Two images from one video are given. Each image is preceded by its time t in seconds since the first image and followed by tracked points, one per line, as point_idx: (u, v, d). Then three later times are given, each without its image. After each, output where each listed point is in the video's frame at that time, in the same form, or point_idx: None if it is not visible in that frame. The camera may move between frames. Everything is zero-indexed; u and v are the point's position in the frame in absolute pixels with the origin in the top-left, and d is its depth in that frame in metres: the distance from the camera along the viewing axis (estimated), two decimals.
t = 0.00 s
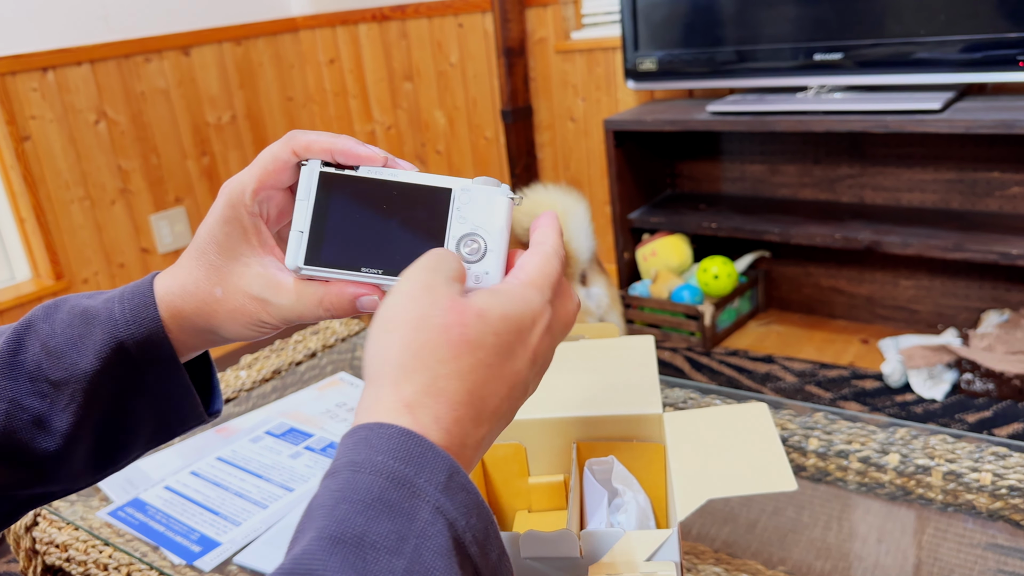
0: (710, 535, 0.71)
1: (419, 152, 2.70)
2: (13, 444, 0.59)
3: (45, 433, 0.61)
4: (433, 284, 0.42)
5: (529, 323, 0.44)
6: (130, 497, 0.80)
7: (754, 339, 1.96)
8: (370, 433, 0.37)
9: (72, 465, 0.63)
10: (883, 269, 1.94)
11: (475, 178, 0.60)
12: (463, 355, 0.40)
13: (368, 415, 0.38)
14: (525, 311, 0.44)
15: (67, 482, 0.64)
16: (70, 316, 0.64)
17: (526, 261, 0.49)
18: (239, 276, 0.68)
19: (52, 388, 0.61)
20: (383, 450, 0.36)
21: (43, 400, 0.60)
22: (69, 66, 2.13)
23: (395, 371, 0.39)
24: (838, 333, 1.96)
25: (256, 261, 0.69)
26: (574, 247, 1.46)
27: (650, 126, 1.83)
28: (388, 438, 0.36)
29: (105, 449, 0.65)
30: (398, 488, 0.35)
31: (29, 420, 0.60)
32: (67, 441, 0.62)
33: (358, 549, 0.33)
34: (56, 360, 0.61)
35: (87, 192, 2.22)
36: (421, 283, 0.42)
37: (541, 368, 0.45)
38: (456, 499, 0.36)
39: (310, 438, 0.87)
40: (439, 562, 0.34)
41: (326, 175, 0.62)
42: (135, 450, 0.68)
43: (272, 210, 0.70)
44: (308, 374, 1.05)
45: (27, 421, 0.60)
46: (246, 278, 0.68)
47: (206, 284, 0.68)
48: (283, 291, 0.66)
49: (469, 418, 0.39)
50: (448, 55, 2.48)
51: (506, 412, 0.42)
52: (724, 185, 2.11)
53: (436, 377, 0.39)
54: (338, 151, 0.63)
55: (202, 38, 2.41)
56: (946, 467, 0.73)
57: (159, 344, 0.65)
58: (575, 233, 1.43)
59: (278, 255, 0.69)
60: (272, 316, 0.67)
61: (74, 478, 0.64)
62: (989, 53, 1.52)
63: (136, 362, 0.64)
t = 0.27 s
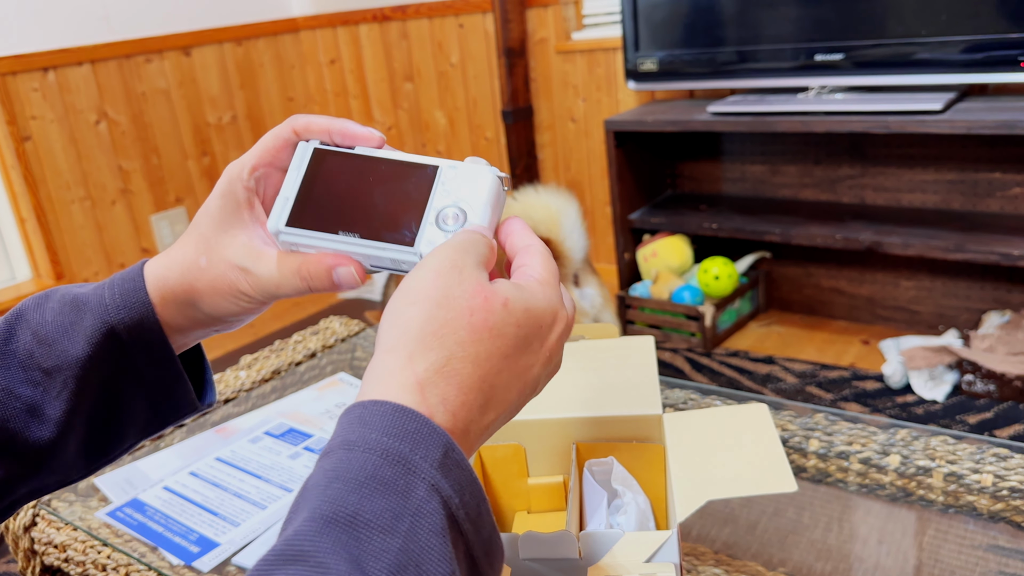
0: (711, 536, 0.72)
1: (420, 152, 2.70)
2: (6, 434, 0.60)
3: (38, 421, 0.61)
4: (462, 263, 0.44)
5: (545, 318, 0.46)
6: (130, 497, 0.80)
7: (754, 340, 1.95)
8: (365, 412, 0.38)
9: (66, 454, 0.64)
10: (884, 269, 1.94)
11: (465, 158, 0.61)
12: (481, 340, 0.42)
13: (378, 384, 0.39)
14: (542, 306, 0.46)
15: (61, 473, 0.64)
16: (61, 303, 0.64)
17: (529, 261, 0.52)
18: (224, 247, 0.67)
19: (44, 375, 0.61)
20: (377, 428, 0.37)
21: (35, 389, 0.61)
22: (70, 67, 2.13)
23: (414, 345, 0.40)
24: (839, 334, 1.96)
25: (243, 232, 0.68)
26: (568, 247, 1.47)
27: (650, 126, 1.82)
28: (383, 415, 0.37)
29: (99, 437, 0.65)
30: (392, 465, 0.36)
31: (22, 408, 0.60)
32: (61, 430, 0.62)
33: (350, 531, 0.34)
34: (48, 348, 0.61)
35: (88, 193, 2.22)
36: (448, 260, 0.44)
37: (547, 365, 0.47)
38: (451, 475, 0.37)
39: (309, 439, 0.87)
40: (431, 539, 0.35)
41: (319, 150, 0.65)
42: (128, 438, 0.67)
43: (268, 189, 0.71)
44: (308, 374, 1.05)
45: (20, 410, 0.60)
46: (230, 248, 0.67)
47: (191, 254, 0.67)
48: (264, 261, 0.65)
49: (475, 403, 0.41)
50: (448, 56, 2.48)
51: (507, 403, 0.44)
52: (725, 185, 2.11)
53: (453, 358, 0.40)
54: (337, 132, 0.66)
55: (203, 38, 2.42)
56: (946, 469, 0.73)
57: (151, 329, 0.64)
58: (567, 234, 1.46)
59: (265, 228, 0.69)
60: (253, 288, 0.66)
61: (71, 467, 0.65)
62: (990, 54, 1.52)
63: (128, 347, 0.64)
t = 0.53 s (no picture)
0: (712, 536, 0.72)
1: (421, 153, 2.70)
2: (5, 430, 0.61)
3: (37, 417, 0.62)
4: (466, 276, 0.44)
5: (546, 336, 0.46)
6: (129, 497, 0.80)
7: (755, 340, 1.95)
8: (362, 422, 0.38)
9: (66, 451, 0.65)
10: (885, 270, 1.94)
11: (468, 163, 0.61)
12: (480, 357, 0.42)
13: (377, 395, 0.39)
14: (544, 324, 0.46)
15: (61, 470, 0.65)
16: (58, 300, 0.66)
17: (531, 268, 0.52)
18: (219, 232, 0.67)
19: (41, 371, 0.63)
20: (375, 440, 0.37)
21: (33, 384, 0.62)
22: (72, 66, 2.13)
23: (415, 357, 0.40)
24: (840, 335, 1.96)
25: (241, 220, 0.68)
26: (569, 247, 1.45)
27: (651, 127, 1.82)
28: (381, 426, 0.37)
29: (98, 434, 0.67)
30: (390, 478, 0.36)
31: (20, 404, 0.62)
32: (60, 425, 0.63)
33: (348, 543, 0.34)
34: (45, 343, 0.63)
35: (89, 193, 2.23)
36: (451, 273, 0.44)
37: (540, 382, 0.47)
38: (449, 489, 0.37)
39: (309, 439, 0.87)
40: (430, 553, 0.35)
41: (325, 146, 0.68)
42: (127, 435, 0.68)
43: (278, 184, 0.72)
44: (308, 374, 1.05)
45: (18, 406, 0.61)
46: (223, 233, 0.67)
47: (189, 241, 0.68)
48: (254, 245, 0.64)
49: (470, 418, 0.41)
50: (449, 56, 2.48)
51: (500, 417, 0.44)
52: (726, 186, 2.11)
53: (452, 374, 0.41)
54: (345, 134, 0.69)
55: (204, 38, 2.42)
56: (947, 469, 0.72)
57: (146, 322, 0.66)
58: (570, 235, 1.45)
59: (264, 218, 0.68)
60: (240, 271, 0.65)
61: (70, 466, 0.66)
62: (992, 54, 1.52)
63: (124, 341, 0.66)
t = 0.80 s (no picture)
0: (712, 536, 0.71)
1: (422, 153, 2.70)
2: (18, 412, 0.61)
3: (49, 398, 0.63)
4: (491, 280, 0.44)
5: (563, 346, 0.46)
6: (130, 496, 0.80)
7: (756, 341, 1.95)
8: (385, 428, 0.37)
9: (77, 430, 0.66)
10: (885, 271, 1.94)
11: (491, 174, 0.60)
12: (505, 365, 0.42)
13: (406, 401, 0.39)
14: (561, 334, 0.46)
15: (72, 449, 0.66)
16: (68, 282, 0.65)
17: (552, 282, 0.51)
18: (235, 203, 0.66)
19: (53, 352, 0.63)
20: (397, 447, 0.36)
21: (44, 366, 0.63)
22: (73, 66, 2.14)
23: (443, 364, 0.40)
24: (841, 335, 1.96)
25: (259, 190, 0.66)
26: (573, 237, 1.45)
27: (652, 127, 1.82)
28: (405, 433, 0.37)
29: (109, 414, 0.68)
30: (411, 485, 0.36)
31: (32, 385, 0.62)
32: (71, 406, 0.64)
33: (368, 550, 0.34)
34: (57, 325, 0.63)
35: (90, 192, 2.23)
36: (475, 276, 0.44)
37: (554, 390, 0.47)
38: (470, 498, 0.37)
39: (310, 438, 0.87)
40: (450, 563, 0.35)
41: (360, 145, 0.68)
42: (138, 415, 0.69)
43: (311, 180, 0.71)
44: (308, 374, 1.05)
45: (30, 387, 0.62)
46: (239, 202, 0.66)
47: (208, 213, 0.68)
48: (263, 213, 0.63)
49: (495, 427, 0.41)
50: (450, 57, 2.48)
51: (519, 425, 0.44)
52: (727, 186, 2.11)
53: (480, 383, 0.40)
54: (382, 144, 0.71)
55: (206, 38, 2.42)
56: (948, 470, 0.72)
57: (157, 303, 0.66)
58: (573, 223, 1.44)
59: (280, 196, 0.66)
60: (245, 241, 0.64)
61: (81, 446, 0.67)
62: (993, 54, 1.51)
63: (135, 322, 0.66)
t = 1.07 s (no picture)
0: (713, 536, 0.71)
1: (423, 153, 2.70)
2: (49, 388, 0.61)
3: (79, 373, 0.63)
4: (532, 293, 0.44)
5: (600, 359, 0.46)
6: (133, 495, 0.80)
7: (757, 341, 1.95)
8: (433, 442, 0.37)
9: (106, 406, 0.66)
10: (886, 271, 1.94)
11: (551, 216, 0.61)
12: (552, 377, 0.41)
13: (459, 415, 0.38)
14: (599, 348, 0.46)
15: (102, 429, 0.67)
16: (99, 257, 0.65)
17: (588, 303, 0.51)
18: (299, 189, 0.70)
19: (85, 327, 0.63)
20: (446, 463, 0.36)
21: (76, 341, 0.63)
22: (75, 66, 2.14)
23: (494, 376, 0.39)
24: (843, 335, 1.96)
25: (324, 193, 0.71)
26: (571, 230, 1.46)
27: (653, 127, 1.83)
28: (454, 449, 0.36)
29: (135, 390, 0.68)
30: (459, 503, 0.35)
31: (64, 360, 0.62)
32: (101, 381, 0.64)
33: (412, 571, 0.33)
34: (89, 300, 0.63)
35: (91, 192, 2.23)
36: (517, 291, 0.44)
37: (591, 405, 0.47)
38: (517, 517, 0.36)
39: (312, 438, 0.87)
40: None
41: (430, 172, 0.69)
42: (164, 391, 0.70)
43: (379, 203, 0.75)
44: (310, 374, 1.05)
45: (62, 361, 0.62)
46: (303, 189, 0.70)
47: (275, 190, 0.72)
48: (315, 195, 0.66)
49: (545, 439, 0.41)
50: (452, 57, 2.48)
51: (564, 439, 0.43)
52: (728, 187, 2.11)
53: (529, 394, 0.40)
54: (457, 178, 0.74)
55: (207, 39, 2.42)
56: (949, 470, 0.73)
57: (190, 280, 0.67)
58: (572, 213, 1.34)
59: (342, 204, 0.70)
60: (293, 211, 0.66)
61: (109, 423, 0.67)
62: (994, 55, 1.51)
63: (167, 298, 0.67)
